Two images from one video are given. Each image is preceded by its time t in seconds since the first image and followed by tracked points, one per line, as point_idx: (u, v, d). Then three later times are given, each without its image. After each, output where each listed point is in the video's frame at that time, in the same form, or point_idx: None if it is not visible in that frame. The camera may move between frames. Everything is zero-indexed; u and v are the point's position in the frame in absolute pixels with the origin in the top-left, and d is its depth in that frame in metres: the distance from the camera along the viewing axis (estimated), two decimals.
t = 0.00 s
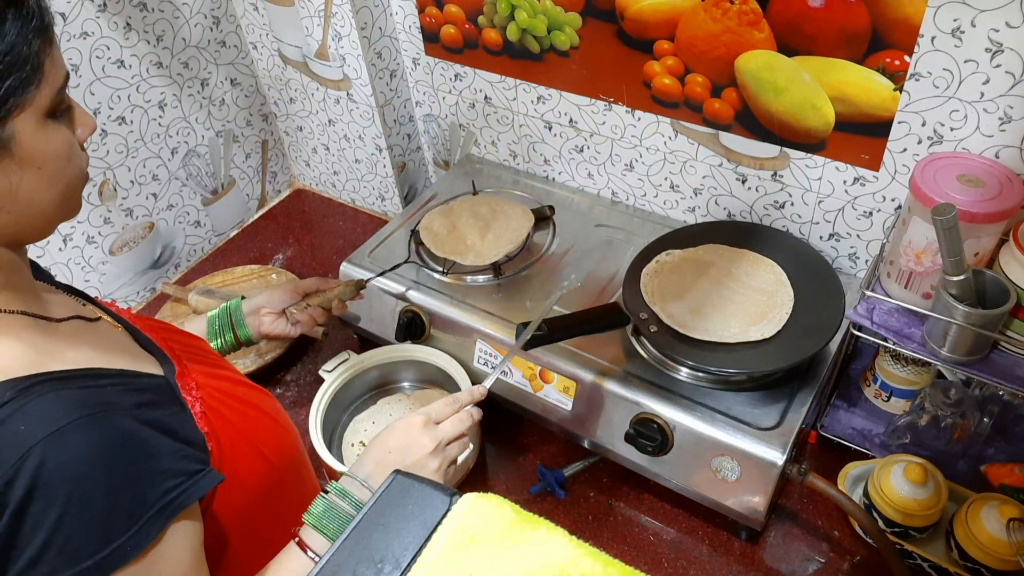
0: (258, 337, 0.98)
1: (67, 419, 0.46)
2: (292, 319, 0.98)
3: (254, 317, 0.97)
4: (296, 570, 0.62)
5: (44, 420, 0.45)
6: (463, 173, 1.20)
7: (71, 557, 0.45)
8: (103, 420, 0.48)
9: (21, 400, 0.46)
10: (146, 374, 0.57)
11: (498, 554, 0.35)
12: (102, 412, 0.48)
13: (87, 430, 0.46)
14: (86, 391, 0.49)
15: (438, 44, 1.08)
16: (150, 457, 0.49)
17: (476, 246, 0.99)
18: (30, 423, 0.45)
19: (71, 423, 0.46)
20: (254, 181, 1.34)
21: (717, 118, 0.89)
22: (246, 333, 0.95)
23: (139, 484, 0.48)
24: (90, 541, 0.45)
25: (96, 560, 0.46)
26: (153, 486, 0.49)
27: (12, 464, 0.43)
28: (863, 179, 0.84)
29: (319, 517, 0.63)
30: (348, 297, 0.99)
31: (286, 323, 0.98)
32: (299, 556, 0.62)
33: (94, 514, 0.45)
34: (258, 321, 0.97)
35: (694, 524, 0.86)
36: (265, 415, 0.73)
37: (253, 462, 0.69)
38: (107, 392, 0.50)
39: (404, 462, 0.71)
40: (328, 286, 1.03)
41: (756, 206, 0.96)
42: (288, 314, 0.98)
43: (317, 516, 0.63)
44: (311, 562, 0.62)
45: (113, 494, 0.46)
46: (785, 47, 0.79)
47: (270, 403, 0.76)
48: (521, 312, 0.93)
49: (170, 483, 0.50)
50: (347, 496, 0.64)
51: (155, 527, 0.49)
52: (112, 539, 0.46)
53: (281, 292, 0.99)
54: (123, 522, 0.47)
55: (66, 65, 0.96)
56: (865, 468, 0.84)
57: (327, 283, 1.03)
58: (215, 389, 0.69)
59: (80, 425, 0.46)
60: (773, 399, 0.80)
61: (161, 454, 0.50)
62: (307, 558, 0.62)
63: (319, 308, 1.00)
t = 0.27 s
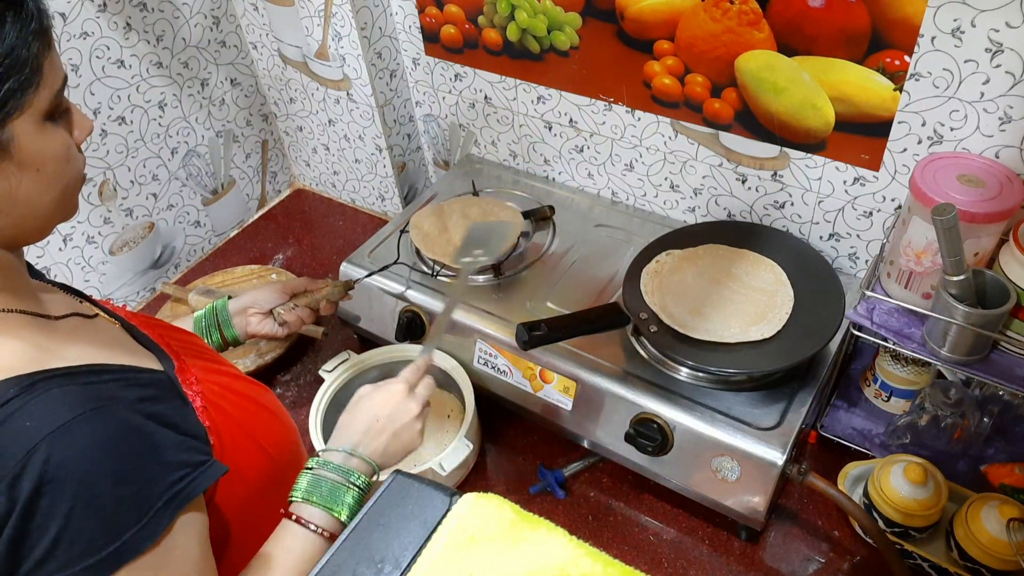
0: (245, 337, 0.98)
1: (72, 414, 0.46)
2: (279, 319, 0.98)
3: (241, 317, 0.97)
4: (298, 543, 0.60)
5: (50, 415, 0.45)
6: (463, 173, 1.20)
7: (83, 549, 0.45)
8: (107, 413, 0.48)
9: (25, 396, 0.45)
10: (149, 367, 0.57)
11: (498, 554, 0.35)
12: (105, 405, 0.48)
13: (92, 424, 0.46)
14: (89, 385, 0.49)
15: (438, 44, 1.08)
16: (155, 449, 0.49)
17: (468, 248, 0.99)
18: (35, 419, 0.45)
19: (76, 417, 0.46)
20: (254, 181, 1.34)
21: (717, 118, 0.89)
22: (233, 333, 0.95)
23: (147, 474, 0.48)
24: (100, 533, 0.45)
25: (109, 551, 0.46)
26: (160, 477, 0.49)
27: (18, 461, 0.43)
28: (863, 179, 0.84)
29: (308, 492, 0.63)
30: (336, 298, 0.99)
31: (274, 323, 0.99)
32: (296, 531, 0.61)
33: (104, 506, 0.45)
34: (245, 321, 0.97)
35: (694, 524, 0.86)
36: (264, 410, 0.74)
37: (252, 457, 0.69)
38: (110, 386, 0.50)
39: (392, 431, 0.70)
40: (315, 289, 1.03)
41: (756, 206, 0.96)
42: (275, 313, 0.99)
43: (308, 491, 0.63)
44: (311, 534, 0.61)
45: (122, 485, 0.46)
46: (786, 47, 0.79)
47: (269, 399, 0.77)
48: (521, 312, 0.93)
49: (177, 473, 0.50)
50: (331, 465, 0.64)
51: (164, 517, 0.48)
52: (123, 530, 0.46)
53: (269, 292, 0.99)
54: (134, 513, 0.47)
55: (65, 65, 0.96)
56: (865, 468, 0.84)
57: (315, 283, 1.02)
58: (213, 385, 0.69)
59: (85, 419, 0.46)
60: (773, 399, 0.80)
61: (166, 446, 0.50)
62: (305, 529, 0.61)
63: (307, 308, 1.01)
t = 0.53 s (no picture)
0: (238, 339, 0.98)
1: (81, 408, 0.46)
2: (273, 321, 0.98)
3: (235, 319, 0.97)
4: (327, 481, 0.65)
5: (58, 411, 0.45)
6: (463, 172, 1.20)
7: (116, 533, 0.45)
8: (115, 404, 0.47)
9: (32, 396, 0.45)
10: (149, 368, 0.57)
11: (499, 554, 0.35)
12: (113, 397, 0.48)
13: (103, 415, 0.46)
14: (94, 382, 0.49)
15: (438, 44, 1.08)
16: (168, 430, 0.49)
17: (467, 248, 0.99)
18: (45, 415, 0.45)
19: (87, 410, 0.46)
20: (254, 181, 1.34)
21: (718, 118, 0.89)
22: (228, 335, 0.96)
23: (165, 455, 0.48)
24: (131, 515, 0.45)
25: (142, 533, 0.45)
26: (178, 456, 0.49)
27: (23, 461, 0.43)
28: (863, 179, 0.84)
29: (325, 441, 0.68)
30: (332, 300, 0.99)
31: (268, 324, 0.99)
32: (323, 473, 0.65)
33: (129, 490, 0.45)
34: (239, 323, 0.97)
35: (694, 524, 0.86)
36: (261, 409, 0.74)
37: (255, 455, 0.69)
38: (114, 382, 0.50)
39: (387, 377, 0.77)
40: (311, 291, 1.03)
41: (756, 206, 0.96)
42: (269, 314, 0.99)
43: (324, 442, 0.68)
44: (337, 472, 0.65)
45: (143, 467, 0.46)
46: (786, 47, 0.79)
47: (265, 399, 0.77)
48: (521, 312, 0.93)
49: (194, 451, 0.50)
50: (340, 415, 0.71)
51: (189, 494, 0.48)
52: (151, 511, 0.46)
53: (264, 294, 0.99)
54: (159, 492, 0.46)
55: (65, 65, 0.96)
56: (865, 468, 0.84)
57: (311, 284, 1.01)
58: (210, 384, 0.69)
59: (96, 411, 0.46)
60: (773, 399, 0.80)
61: (178, 426, 0.50)
62: (332, 470, 0.65)
63: (301, 310, 1.00)
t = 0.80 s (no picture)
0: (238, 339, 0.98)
1: (79, 408, 0.46)
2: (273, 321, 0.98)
3: (235, 319, 0.97)
4: (338, 462, 0.65)
5: (56, 412, 0.45)
6: (463, 173, 1.20)
7: (118, 531, 0.45)
8: (111, 403, 0.47)
9: (29, 396, 0.45)
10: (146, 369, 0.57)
11: (499, 553, 0.35)
12: (110, 397, 0.48)
13: (100, 414, 0.46)
14: (90, 383, 0.49)
15: (438, 44, 1.08)
16: (166, 428, 0.49)
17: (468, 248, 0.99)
18: (43, 416, 0.45)
19: (84, 410, 0.46)
20: (254, 181, 1.34)
21: (718, 118, 0.89)
22: (228, 336, 0.96)
23: (163, 451, 0.48)
24: (133, 512, 0.45)
25: (144, 529, 0.45)
26: (175, 452, 0.49)
27: (22, 462, 0.43)
28: (863, 179, 0.84)
29: (335, 424, 0.69)
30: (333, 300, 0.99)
31: (268, 324, 0.99)
32: (334, 455, 0.66)
33: (131, 488, 0.45)
34: (239, 323, 0.97)
35: (694, 524, 0.86)
36: (259, 409, 0.74)
37: (252, 455, 0.69)
38: (110, 383, 0.50)
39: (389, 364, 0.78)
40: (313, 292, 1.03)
41: (756, 206, 0.96)
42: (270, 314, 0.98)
43: (334, 426, 0.69)
44: (348, 455, 0.66)
45: (143, 464, 0.46)
46: (786, 47, 0.79)
47: (263, 399, 0.77)
48: (521, 312, 0.93)
49: (191, 446, 0.50)
50: (350, 400, 0.72)
51: (190, 489, 0.48)
52: (153, 507, 0.46)
53: (264, 294, 0.99)
54: (160, 488, 0.47)
55: (65, 65, 0.96)
56: (865, 468, 0.84)
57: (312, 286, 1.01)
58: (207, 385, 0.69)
59: (93, 411, 0.46)
60: (773, 399, 0.80)
61: (174, 423, 0.50)
62: (342, 452, 0.66)
63: (301, 310, 1.00)
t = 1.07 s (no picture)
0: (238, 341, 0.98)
1: (76, 412, 0.46)
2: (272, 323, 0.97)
3: (235, 321, 0.97)
4: (342, 467, 0.66)
5: (55, 416, 0.45)
6: (462, 172, 1.20)
7: (117, 535, 0.45)
8: (109, 407, 0.47)
9: (26, 401, 0.45)
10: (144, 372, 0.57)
11: (499, 553, 0.35)
12: (107, 401, 0.48)
13: (98, 419, 0.46)
14: (86, 387, 0.49)
15: (438, 44, 1.08)
16: (165, 432, 0.49)
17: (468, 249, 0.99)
18: (41, 420, 0.44)
19: (81, 415, 0.46)
20: (254, 181, 1.34)
21: (717, 118, 0.89)
22: (227, 337, 0.95)
23: (162, 456, 0.48)
24: (132, 516, 0.45)
25: (143, 533, 0.45)
26: (174, 456, 0.49)
27: (21, 464, 0.43)
28: (863, 179, 0.84)
29: (340, 428, 0.69)
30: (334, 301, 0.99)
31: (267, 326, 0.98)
32: (338, 459, 0.66)
33: (129, 492, 0.45)
34: (239, 325, 0.97)
35: (694, 524, 0.86)
36: (256, 411, 0.74)
37: (249, 457, 0.69)
38: (106, 386, 0.50)
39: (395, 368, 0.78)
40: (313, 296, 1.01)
41: (756, 206, 0.96)
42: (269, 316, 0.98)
43: (339, 429, 0.70)
44: (352, 458, 0.66)
45: (142, 469, 0.46)
46: (786, 48, 0.79)
47: (260, 400, 0.77)
48: (521, 312, 0.93)
49: (189, 450, 0.50)
50: (354, 404, 0.72)
51: (189, 492, 0.48)
52: (151, 511, 0.46)
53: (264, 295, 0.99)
54: (159, 492, 0.47)
55: (65, 65, 0.96)
56: (865, 468, 0.84)
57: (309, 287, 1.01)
58: (203, 388, 0.69)
59: (90, 415, 0.46)
60: (773, 399, 0.80)
61: (173, 427, 0.50)
62: (346, 456, 0.66)
63: (301, 311, 1.00)
